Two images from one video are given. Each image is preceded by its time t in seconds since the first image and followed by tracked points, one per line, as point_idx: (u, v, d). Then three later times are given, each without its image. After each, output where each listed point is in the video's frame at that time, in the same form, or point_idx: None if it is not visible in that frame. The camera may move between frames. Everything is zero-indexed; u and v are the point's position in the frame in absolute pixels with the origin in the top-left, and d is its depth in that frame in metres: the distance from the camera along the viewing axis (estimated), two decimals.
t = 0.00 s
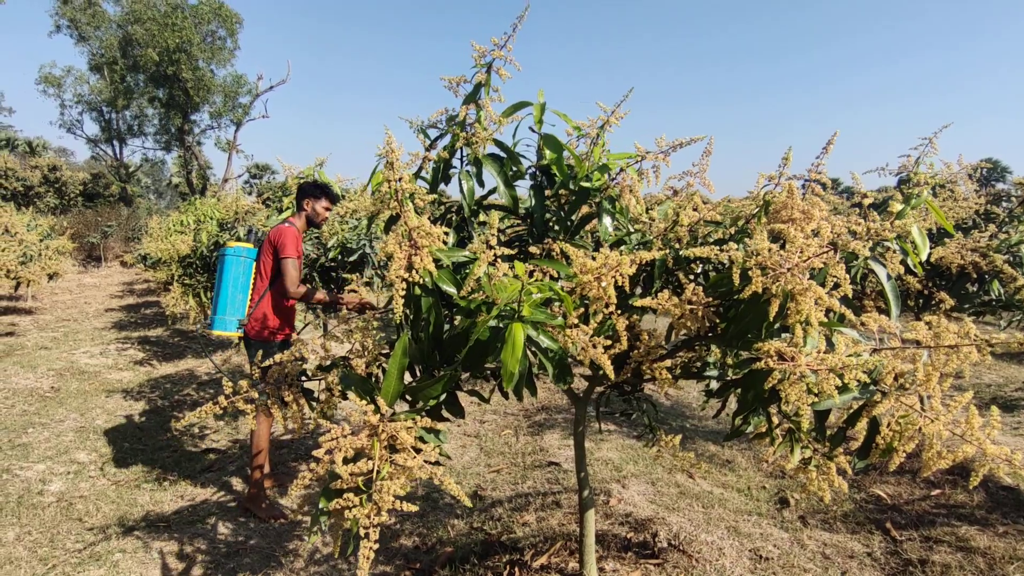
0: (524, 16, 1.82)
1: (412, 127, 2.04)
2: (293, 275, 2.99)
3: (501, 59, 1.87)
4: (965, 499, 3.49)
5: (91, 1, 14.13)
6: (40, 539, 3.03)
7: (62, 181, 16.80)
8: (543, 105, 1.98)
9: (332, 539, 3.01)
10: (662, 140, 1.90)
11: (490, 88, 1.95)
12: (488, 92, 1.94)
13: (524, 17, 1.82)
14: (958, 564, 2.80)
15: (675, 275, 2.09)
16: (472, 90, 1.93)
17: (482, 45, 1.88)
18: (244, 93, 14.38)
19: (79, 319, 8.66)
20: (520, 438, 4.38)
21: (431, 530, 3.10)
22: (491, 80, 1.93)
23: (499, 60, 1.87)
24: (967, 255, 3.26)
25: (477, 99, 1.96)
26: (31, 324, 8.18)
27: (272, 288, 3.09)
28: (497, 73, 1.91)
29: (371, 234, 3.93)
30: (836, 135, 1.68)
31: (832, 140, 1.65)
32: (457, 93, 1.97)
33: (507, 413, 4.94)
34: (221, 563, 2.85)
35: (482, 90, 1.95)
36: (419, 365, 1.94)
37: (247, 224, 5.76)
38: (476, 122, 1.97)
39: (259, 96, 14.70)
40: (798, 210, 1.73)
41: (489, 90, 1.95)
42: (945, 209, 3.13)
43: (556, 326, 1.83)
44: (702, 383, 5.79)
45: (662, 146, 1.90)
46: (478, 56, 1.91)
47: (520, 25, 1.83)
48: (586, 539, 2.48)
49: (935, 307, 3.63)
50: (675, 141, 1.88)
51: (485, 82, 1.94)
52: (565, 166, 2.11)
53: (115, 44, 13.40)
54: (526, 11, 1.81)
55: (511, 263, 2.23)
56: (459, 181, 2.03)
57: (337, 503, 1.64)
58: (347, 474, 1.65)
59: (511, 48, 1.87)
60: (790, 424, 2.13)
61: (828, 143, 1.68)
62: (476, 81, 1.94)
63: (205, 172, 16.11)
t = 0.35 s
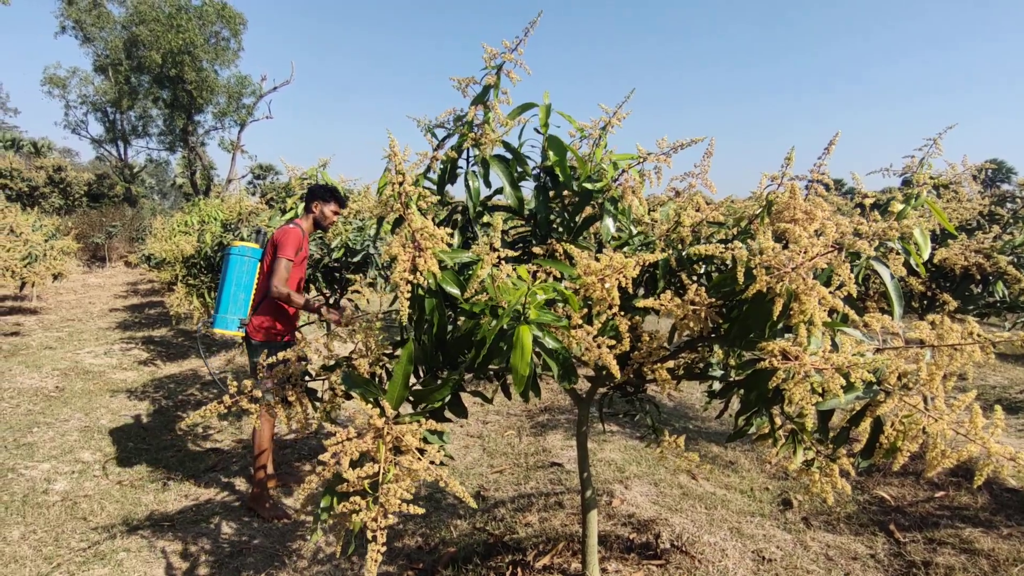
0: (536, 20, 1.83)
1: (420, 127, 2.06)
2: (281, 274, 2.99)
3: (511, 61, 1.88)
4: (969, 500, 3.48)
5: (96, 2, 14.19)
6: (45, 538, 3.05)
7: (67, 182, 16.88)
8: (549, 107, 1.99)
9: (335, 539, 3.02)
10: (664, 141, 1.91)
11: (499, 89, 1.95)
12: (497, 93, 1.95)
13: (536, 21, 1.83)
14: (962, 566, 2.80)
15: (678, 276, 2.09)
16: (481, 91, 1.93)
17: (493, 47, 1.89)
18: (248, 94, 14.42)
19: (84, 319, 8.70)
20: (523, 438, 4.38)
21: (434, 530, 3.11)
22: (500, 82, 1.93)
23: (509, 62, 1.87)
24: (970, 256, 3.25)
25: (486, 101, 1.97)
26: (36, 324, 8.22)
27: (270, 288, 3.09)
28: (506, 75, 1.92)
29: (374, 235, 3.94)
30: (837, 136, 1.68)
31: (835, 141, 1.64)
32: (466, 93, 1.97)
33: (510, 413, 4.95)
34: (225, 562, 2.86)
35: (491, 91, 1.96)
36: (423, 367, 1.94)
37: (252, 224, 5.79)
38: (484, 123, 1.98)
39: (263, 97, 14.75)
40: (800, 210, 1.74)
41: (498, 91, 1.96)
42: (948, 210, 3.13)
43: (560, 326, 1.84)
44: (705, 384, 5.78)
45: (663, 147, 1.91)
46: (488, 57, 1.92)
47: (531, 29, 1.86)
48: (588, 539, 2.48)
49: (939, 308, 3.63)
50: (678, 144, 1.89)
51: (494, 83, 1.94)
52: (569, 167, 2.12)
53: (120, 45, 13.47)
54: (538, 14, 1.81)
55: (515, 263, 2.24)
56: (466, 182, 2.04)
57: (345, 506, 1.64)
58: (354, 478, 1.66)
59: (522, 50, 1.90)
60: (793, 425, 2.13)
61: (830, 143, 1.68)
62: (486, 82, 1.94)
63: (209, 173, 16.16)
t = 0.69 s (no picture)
0: (552, 23, 1.83)
1: (430, 124, 2.06)
2: (288, 277, 2.97)
3: (525, 62, 1.88)
4: (972, 502, 3.47)
5: (100, 4, 14.24)
6: (49, 538, 3.06)
7: (70, 183, 16.94)
8: (560, 109, 1.99)
9: (337, 539, 3.03)
10: (679, 145, 1.92)
11: (511, 90, 1.96)
12: (509, 93, 1.95)
13: (552, 25, 1.83)
14: (964, 568, 2.79)
15: (682, 278, 2.10)
16: (494, 91, 1.94)
17: (508, 47, 1.88)
18: (250, 95, 14.45)
19: (87, 319, 8.73)
20: (525, 439, 4.38)
21: (436, 531, 3.11)
22: (513, 82, 1.94)
23: (523, 63, 1.88)
24: (973, 258, 3.25)
25: (498, 100, 1.98)
26: (39, 324, 8.24)
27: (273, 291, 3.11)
28: (519, 75, 1.92)
29: (377, 236, 3.94)
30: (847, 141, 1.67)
31: (844, 145, 1.64)
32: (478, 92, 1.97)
33: (512, 414, 4.95)
34: (228, 562, 2.87)
35: (504, 91, 1.97)
36: (428, 368, 1.95)
37: (254, 225, 5.80)
38: (495, 123, 1.98)
39: (266, 98, 14.78)
40: (806, 214, 1.75)
41: (510, 91, 1.96)
42: (951, 212, 3.13)
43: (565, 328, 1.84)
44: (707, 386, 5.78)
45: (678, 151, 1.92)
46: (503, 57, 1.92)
47: (547, 31, 1.86)
48: (590, 540, 2.48)
49: (942, 310, 3.62)
50: (690, 147, 1.90)
51: (508, 83, 1.95)
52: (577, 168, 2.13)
53: (123, 46, 13.51)
54: (555, 18, 1.81)
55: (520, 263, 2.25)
56: (474, 180, 2.05)
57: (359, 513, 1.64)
58: (365, 482, 1.66)
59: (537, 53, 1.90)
60: (795, 427, 2.12)
61: (839, 148, 1.67)
62: (499, 82, 1.95)
63: (212, 174, 16.21)
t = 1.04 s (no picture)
0: (559, 26, 1.83)
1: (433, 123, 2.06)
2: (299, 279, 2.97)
3: (531, 63, 1.88)
4: (970, 502, 3.47)
5: (99, 5, 14.24)
6: (47, 539, 3.06)
7: (69, 184, 16.92)
8: (563, 109, 1.99)
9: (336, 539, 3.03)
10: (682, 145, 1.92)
11: (515, 90, 1.96)
12: (514, 94, 1.96)
13: (559, 28, 1.83)
14: (963, 567, 2.79)
15: (682, 279, 2.10)
16: (498, 91, 1.94)
17: (514, 49, 1.88)
18: (249, 96, 14.44)
19: (86, 320, 8.73)
20: (524, 440, 4.38)
21: (435, 532, 3.11)
22: (518, 83, 1.94)
23: (528, 64, 1.88)
24: (971, 258, 3.26)
25: (502, 100, 1.98)
26: (38, 325, 8.24)
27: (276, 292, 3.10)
28: (524, 76, 1.92)
29: (376, 236, 3.95)
30: (859, 148, 1.71)
31: (858, 151, 1.65)
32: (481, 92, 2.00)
33: (511, 415, 4.95)
34: (226, 563, 2.87)
35: (508, 92, 1.97)
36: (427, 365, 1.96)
37: (253, 226, 5.80)
38: (498, 123, 1.99)
39: (265, 98, 14.78)
40: (815, 217, 1.77)
41: (514, 92, 1.97)
42: (949, 212, 3.13)
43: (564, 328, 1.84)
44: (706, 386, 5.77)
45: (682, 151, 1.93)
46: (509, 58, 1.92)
47: (555, 37, 1.83)
48: (588, 540, 2.48)
49: (941, 310, 3.63)
50: (694, 149, 1.91)
51: (512, 84, 1.95)
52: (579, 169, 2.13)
53: (122, 47, 13.49)
54: (563, 20, 1.81)
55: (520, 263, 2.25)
56: (476, 180, 2.06)
57: (348, 503, 1.65)
58: (358, 474, 1.66)
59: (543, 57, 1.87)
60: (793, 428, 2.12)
61: (851, 155, 1.71)
62: (504, 82, 1.95)
63: (212, 175, 16.21)
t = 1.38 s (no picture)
0: (548, 23, 1.84)
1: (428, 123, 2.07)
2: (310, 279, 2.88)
3: (523, 61, 1.89)
4: (968, 501, 3.48)
5: (97, 7, 14.24)
6: (45, 539, 3.05)
7: (67, 185, 16.91)
8: (558, 107, 2.00)
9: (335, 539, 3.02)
10: (680, 144, 1.93)
11: (509, 89, 1.97)
12: (507, 92, 1.97)
13: (548, 24, 1.84)
14: (961, 566, 2.80)
15: (680, 276, 2.12)
16: (491, 90, 1.95)
17: (505, 47, 1.90)
18: (247, 97, 14.44)
19: (84, 322, 8.72)
20: (523, 439, 4.38)
21: (434, 532, 3.11)
22: (510, 81, 1.95)
23: (519, 61, 1.90)
24: (968, 257, 3.27)
25: (495, 99, 1.99)
26: (36, 326, 8.23)
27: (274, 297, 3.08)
28: (516, 74, 1.93)
29: (374, 236, 3.94)
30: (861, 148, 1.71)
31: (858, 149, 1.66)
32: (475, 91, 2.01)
33: (510, 415, 4.95)
34: (225, 563, 2.87)
35: (501, 90, 1.98)
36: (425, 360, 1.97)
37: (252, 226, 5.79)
38: (492, 122, 1.99)
39: (263, 99, 14.78)
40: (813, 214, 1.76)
41: (507, 90, 1.98)
42: (945, 211, 3.14)
43: (563, 322, 1.86)
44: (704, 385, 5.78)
45: (681, 149, 1.93)
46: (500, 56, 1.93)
47: (544, 32, 1.85)
48: (587, 539, 2.48)
49: (937, 309, 3.64)
50: (690, 146, 1.91)
51: (505, 83, 1.96)
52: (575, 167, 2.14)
53: (120, 48, 13.48)
54: (552, 17, 1.82)
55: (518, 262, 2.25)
56: (472, 179, 2.06)
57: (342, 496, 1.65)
58: (352, 467, 1.67)
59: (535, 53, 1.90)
60: (790, 427, 2.12)
61: (852, 154, 1.72)
62: (497, 80, 1.96)
63: (210, 176, 16.20)
